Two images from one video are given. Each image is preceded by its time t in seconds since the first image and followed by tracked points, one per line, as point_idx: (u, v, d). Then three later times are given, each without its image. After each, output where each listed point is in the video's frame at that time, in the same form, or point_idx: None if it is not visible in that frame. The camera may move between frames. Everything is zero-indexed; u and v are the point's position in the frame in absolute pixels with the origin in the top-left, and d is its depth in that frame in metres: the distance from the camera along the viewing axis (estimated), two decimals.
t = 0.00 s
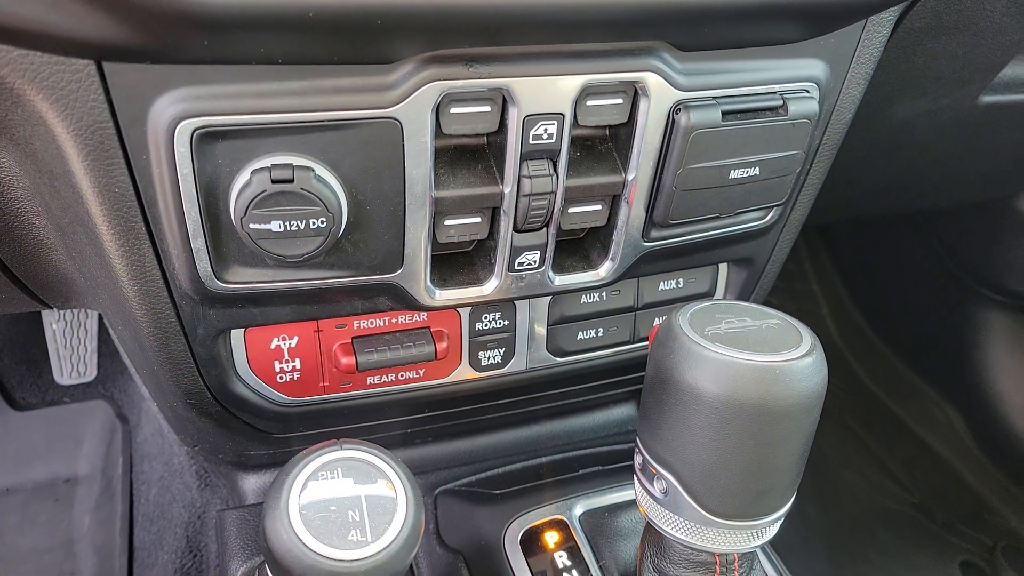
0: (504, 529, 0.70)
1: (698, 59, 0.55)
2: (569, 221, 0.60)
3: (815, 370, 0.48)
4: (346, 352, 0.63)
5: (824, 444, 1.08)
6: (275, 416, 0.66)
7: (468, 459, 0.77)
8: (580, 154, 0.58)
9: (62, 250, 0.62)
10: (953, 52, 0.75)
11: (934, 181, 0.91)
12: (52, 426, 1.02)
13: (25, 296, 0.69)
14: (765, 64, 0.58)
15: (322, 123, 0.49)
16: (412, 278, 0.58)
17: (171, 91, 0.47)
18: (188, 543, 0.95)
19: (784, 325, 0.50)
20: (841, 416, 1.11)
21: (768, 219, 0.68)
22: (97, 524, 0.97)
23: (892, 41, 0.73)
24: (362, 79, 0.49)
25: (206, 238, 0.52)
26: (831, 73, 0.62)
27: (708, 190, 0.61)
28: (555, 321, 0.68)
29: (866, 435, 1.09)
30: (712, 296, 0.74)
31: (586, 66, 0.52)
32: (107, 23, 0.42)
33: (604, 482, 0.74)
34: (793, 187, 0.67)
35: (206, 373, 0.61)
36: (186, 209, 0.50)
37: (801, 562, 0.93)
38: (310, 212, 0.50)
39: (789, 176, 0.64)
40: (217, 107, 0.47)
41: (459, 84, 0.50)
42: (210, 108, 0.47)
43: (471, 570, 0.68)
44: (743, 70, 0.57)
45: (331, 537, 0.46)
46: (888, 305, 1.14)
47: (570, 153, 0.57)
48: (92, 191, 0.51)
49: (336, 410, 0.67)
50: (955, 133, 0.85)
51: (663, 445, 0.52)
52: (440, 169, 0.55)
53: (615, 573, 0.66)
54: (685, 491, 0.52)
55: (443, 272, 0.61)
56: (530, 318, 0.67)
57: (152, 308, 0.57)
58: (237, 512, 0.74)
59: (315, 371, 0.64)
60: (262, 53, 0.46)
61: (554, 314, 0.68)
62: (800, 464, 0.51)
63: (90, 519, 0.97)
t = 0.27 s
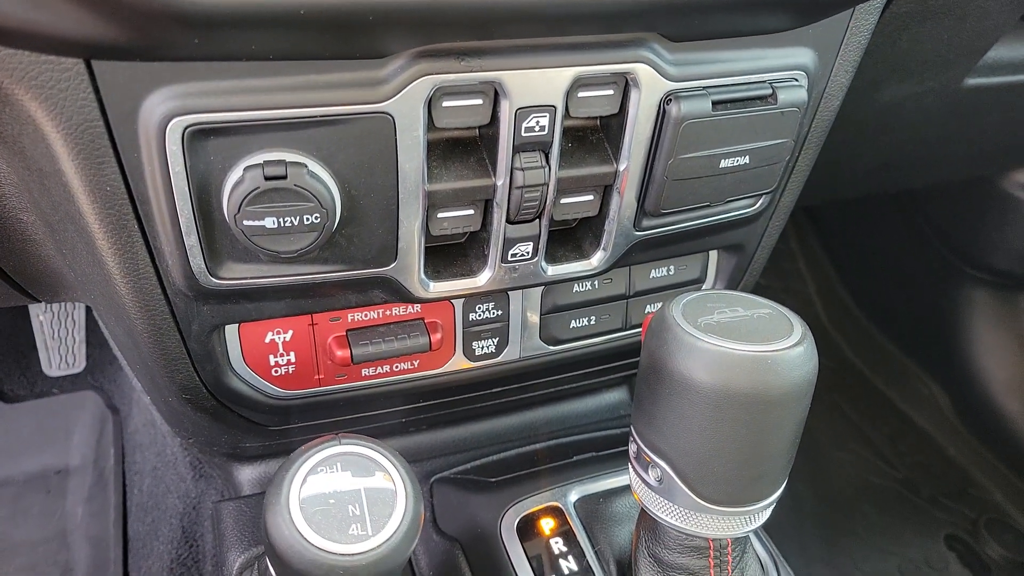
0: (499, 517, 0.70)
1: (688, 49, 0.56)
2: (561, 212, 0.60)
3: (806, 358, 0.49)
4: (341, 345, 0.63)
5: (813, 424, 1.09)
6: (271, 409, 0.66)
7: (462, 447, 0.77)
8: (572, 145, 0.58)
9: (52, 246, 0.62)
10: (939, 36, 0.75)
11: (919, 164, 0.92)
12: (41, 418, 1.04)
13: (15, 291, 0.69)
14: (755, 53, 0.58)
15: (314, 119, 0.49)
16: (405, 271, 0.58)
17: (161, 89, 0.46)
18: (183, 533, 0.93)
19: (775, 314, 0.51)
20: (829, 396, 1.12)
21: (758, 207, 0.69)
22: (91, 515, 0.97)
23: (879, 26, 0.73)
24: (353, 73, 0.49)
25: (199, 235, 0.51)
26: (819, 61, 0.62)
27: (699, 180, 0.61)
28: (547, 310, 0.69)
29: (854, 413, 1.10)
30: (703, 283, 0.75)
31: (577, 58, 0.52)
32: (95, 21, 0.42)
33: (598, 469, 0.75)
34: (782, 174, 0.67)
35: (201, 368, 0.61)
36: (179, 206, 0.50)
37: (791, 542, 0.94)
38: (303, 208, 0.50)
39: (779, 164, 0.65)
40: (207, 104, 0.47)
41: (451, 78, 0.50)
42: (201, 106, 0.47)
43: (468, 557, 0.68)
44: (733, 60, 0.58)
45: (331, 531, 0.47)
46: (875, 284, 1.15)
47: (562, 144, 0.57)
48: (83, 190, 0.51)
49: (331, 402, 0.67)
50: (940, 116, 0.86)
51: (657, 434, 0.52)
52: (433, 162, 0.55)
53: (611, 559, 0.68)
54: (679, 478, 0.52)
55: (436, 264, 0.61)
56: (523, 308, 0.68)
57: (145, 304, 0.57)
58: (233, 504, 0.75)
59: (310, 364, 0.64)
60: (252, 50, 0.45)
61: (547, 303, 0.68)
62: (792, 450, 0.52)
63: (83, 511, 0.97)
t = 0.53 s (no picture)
0: (495, 506, 0.71)
1: (676, 46, 0.57)
2: (553, 206, 0.61)
3: (792, 348, 0.50)
4: (337, 339, 0.64)
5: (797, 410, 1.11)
6: (268, 402, 0.67)
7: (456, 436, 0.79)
8: (563, 141, 0.59)
9: (47, 245, 0.62)
10: (920, 29, 0.77)
11: (899, 154, 0.94)
12: (31, 413, 1.04)
13: (7, 289, 0.69)
14: (741, 50, 0.59)
15: (311, 119, 0.50)
16: (401, 267, 0.59)
17: (159, 90, 0.47)
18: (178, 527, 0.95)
19: (763, 305, 0.52)
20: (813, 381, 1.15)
21: (744, 199, 0.70)
22: (81, 510, 0.97)
23: (861, 20, 0.74)
24: (348, 73, 0.49)
25: (198, 234, 0.52)
26: (803, 57, 0.64)
27: (687, 174, 0.62)
28: (539, 303, 0.70)
29: (840, 401, 1.15)
30: (690, 274, 0.76)
31: (568, 56, 0.53)
32: (94, 23, 0.42)
33: (591, 457, 0.76)
34: (768, 167, 0.69)
35: (199, 364, 0.62)
36: (177, 205, 0.51)
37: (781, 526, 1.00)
38: (301, 206, 0.51)
39: (764, 158, 0.66)
40: (205, 105, 0.47)
41: (445, 76, 0.51)
42: (198, 106, 0.47)
43: (464, 546, 0.69)
44: (720, 56, 0.59)
45: (334, 523, 0.48)
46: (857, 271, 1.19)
47: (554, 140, 0.58)
48: (81, 190, 0.52)
49: (328, 395, 0.68)
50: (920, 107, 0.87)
51: (649, 423, 0.54)
52: (427, 159, 0.56)
53: (604, 544, 0.69)
54: (671, 467, 0.54)
55: (430, 259, 0.62)
56: (516, 300, 0.69)
57: (143, 302, 0.57)
58: (230, 497, 0.75)
59: (306, 358, 0.65)
60: (250, 51, 0.46)
61: (539, 296, 0.69)
62: (780, 437, 0.53)
63: (73, 506, 0.97)
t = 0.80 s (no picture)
0: (478, 480, 0.73)
1: (648, 23, 0.57)
2: (529, 183, 0.62)
3: (764, 315, 0.52)
4: (319, 319, 0.65)
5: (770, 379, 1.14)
6: (251, 384, 0.68)
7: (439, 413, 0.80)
8: (538, 118, 0.60)
9: (21, 232, 0.62)
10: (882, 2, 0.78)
11: (863, 125, 0.96)
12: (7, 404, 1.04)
13: None
14: (711, 25, 0.61)
15: (287, 99, 0.50)
16: (380, 245, 0.60)
17: (133, 72, 0.47)
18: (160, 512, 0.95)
19: (736, 275, 0.54)
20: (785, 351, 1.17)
21: (716, 172, 0.71)
22: (60, 501, 0.97)
23: None
24: (324, 52, 0.50)
25: (176, 216, 0.52)
26: (770, 31, 0.65)
27: (660, 148, 0.64)
28: (518, 279, 0.71)
29: (810, 368, 1.21)
30: (664, 247, 0.78)
31: (541, 33, 0.54)
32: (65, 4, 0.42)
33: (571, 428, 0.78)
34: (738, 141, 0.70)
35: (181, 346, 0.62)
36: (155, 188, 0.51)
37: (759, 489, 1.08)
38: (280, 186, 0.51)
39: (735, 131, 0.68)
40: (180, 86, 0.48)
41: (421, 55, 0.51)
42: (174, 87, 0.47)
43: (450, 518, 0.71)
44: (690, 32, 0.60)
45: (324, 496, 0.49)
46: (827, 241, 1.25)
47: (529, 117, 0.59)
48: (57, 174, 0.51)
49: (311, 375, 0.69)
50: (883, 81, 0.89)
51: (628, 392, 0.55)
52: (404, 138, 0.56)
53: (587, 511, 0.70)
54: (652, 433, 0.55)
55: (409, 237, 0.63)
56: (495, 277, 0.70)
57: (122, 286, 0.57)
58: (215, 479, 0.76)
59: (288, 339, 0.66)
60: (225, 31, 0.46)
61: (517, 272, 0.70)
62: (754, 401, 0.55)
63: (52, 496, 0.97)
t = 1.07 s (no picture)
0: (459, 436, 0.74)
1: None
2: (499, 141, 0.62)
3: (732, 263, 0.53)
4: (294, 283, 0.65)
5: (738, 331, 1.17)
6: (229, 351, 0.68)
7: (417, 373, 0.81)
8: (505, 76, 0.60)
9: None
10: None
11: (822, 77, 0.98)
12: None
13: None
14: None
15: (253, 61, 0.50)
16: (353, 207, 0.60)
17: (94, 36, 0.46)
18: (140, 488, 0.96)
19: (704, 224, 0.55)
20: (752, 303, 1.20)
21: (682, 126, 0.72)
22: (36, 481, 0.97)
23: None
24: (288, 12, 0.49)
25: (145, 183, 0.52)
26: None
27: (626, 102, 0.64)
28: (491, 238, 0.71)
29: (777, 318, 1.27)
30: (633, 203, 0.79)
31: None
32: None
33: (548, 383, 0.79)
34: (702, 94, 0.71)
35: (157, 316, 0.63)
36: (122, 154, 0.51)
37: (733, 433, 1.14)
38: (249, 149, 0.51)
39: (699, 84, 0.69)
40: (142, 49, 0.47)
41: (386, 14, 0.51)
42: (136, 51, 0.47)
43: (433, 476, 0.73)
44: None
45: (310, 454, 0.50)
46: (792, 196, 1.29)
47: (496, 75, 0.59)
48: (20, 144, 0.51)
49: (288, 340, 0.69)
50: (842, 33, 0.90)
51: (603, 341, 0.57)
52: (372, 99, 0.57)
53: (566, 461, 0.72)
54: (627, 381, 0.57)
55: (382, 199, 0.63)
56: (468, 237, 0.70)
57: (93, 256, 0.57)
58: (196, 448, 0.77)
59: (264, 305, 0.66)
60: None
61: (490, 232, 0.71)
62: (725, 347, 0.57)
63: (27, 477, 0.97)
